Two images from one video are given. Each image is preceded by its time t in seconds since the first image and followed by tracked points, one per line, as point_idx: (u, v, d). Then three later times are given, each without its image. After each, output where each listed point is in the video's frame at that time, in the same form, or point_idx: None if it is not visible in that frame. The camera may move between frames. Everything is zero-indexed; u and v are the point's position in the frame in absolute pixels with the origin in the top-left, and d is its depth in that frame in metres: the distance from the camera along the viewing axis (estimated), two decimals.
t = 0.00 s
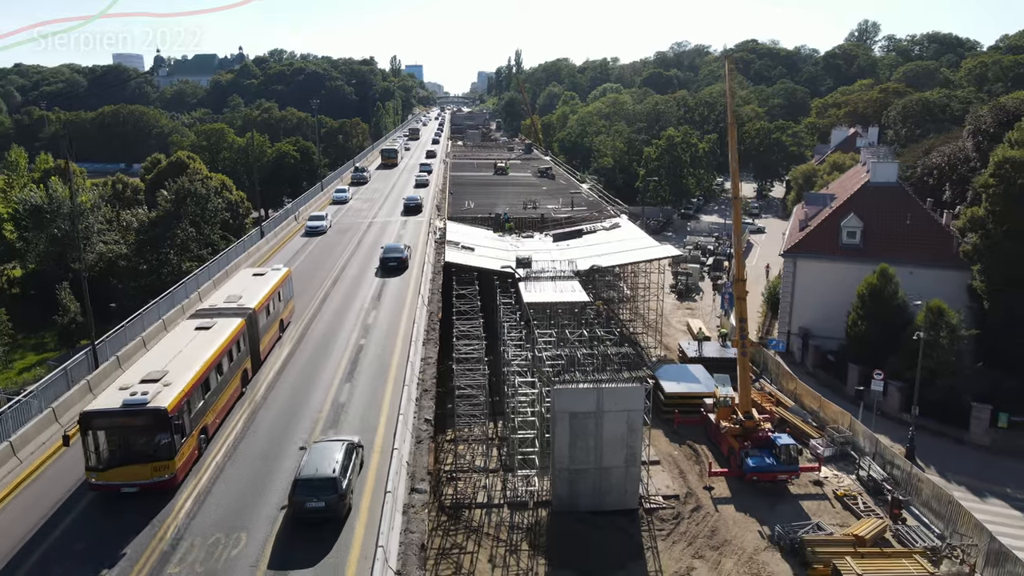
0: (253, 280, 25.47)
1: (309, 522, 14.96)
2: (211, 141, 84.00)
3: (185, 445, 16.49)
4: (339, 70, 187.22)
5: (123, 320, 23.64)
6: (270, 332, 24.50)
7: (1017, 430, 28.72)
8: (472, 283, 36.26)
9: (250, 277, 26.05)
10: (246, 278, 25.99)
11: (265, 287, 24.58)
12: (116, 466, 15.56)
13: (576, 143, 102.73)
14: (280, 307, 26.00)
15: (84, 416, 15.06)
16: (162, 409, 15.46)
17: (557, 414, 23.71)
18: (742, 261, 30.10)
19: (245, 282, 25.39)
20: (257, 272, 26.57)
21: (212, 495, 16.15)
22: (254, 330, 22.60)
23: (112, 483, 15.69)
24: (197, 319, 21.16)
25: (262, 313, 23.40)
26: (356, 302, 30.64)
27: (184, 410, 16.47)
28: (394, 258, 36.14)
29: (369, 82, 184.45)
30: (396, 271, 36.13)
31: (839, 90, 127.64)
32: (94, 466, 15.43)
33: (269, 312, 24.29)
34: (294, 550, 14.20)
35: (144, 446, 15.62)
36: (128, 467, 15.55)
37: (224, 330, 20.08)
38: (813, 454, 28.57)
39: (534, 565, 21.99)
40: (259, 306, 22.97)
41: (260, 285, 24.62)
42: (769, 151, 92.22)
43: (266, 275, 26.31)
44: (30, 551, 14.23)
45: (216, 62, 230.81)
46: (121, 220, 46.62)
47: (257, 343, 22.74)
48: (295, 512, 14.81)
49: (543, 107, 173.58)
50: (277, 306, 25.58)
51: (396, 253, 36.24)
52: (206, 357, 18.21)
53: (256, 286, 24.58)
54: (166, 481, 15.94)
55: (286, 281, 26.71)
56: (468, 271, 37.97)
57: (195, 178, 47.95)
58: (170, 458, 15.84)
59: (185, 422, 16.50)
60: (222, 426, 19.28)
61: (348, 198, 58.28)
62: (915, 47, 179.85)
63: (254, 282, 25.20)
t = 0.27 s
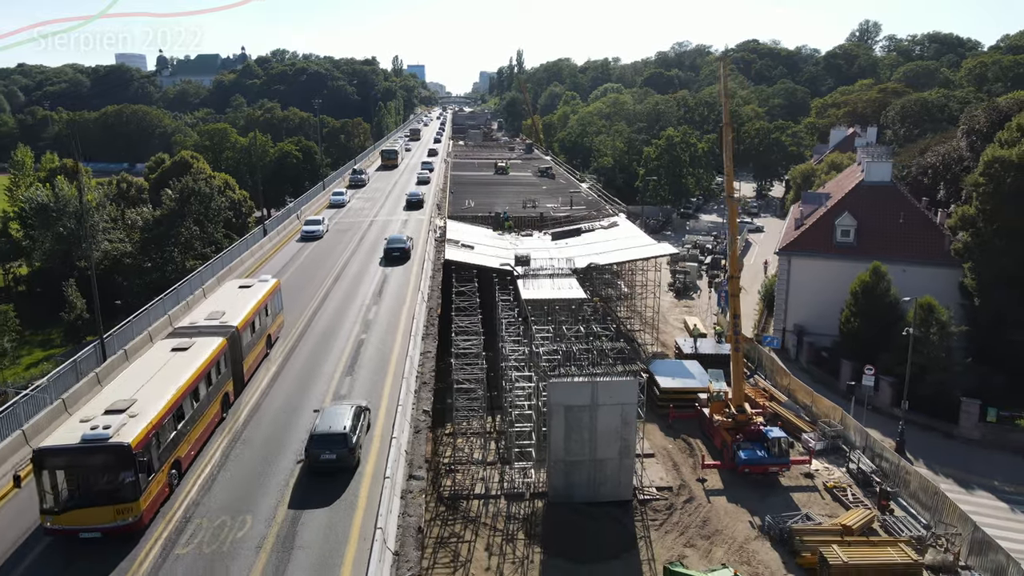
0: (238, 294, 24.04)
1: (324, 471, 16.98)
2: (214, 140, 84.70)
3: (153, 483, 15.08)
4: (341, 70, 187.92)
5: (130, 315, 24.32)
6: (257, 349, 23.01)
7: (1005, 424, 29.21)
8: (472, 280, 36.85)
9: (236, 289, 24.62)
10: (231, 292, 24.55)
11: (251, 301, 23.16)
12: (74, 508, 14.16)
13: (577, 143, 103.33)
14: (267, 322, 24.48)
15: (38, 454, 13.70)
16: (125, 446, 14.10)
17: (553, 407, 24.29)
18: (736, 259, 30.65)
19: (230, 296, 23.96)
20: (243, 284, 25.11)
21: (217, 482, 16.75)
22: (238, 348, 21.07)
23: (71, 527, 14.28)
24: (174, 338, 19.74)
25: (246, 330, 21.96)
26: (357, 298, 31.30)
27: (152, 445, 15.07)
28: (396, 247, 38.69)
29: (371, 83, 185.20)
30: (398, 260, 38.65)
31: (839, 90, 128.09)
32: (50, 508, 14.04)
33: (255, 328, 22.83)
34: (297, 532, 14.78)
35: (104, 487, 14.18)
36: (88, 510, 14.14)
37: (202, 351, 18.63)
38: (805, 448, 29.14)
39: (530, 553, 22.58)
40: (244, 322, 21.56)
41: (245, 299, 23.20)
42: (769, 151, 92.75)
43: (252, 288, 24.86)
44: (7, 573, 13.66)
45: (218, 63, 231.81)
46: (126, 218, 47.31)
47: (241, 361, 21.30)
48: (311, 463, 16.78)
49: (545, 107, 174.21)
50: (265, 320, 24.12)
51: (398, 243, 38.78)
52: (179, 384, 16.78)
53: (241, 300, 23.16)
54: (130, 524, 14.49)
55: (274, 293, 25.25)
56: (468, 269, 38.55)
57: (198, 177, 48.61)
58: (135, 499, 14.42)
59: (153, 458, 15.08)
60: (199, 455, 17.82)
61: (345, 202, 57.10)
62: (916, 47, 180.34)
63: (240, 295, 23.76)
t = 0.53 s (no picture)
0: (220, 310, 22.67)
1: (335, 430, 19.02)
2: (216, 140, 85.39)
3: (111, 529, 13.67)
4: (343, 71, 188.63)
5: (136, 309, 24.98)
6: (239, 369, 21.60)
7: (993, 418, 29.73)
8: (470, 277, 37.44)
9: (218, 305, 23.25)
10: (213, 308, 23.18)
11: (233, 319, 21.78)
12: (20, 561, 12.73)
13: (576, 143, 103.92)
14: (251, 339, 23.05)
15: None
16: (75, 491, 12.71)
17: (548, 400, 24.87)
18: (729, 257, 31.25)
19: (210, 312, 22.66)
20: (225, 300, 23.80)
21: (221, 469, 17.38)
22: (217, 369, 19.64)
23: None
24: (146, 362, 18.37)
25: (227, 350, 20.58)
26: (358, 294, 31.95)
27: (109, 488, 13.65)
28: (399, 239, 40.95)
29: (373, 82, 185.86)
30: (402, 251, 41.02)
31: (839, 90, 128.51)
32: None
33: (237, 347, 21.42)
34: (298, 514, 15.39)
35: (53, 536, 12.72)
36: (35, 563, 12.71)
37: (173, 378, 17.20)
38: (796, 441, 29.73)
39: (525, 542, 23.18)
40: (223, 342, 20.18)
41: (227, 316, 21.83)
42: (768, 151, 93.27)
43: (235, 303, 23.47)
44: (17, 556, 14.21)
45: (221, 62, 232.96)
46: (130, 217, 48.02)
47: (220, 383, 19.90)
48: (323, 423, 18.78)
49: (546, 107, 174.85)
50: (249, 336, 22.72)
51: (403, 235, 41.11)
52: (144, 418, 15.42)
53: (223, 316, 21.79)
54: None
55: (259, 308, 23.86)
56: (467, 267, 39.10)
57: (202, 176, 49.28)
58: (88, 550, 12.96)
59: (109, 502, 13.64)
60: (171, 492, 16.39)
61: (342, 205, 55.56)
62: (917, 47, 180.72)
63: (222, 311, 22.42)
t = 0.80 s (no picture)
0: (197, 328, 21.17)
1: (340, 397, 21.12)
2: (218, 140, 86.09)
3: None
4: (345, 71, 189.36)
5: (141, 304, 25.66)
6: (217, 391, 20.04)
7: (981, 413, 30.28)
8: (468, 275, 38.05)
9: (195, 322, 21.77)
10: (190, 325, 21.70)
11: (209, 338, 20.27)
12: None
13: (576, 143, 104.47)
14: (233, 358, 21.60)
15: None
16: (8, 550, 11.20)
17: (542, 393, 25.48)
18: (721, 255, 31.83)
19: (188, 329, 21.24)
20: (206, 315, 22.40)
21: (224, 457, 18.00)
22: (189, 394, 18.14)
23: None
24: (110, 390, 16.88)
25: (203, 372, 19.12)
26: (357, 290, 32.62)
27: (53, 541, 12.15)
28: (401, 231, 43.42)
29: (374, 82, 186.57)
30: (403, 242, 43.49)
31: (839, 90, 128.98)
32: None
33: (214, 368, 19.87)
34: (298, 499, 16.01)
35: None
36: None
37: (134, 411, 15.66)
38: (787, 435, 30.32)
39: (519, 531, 23.79)
40: (197, 364, 18.66)
41: (203, 335, 20.34)
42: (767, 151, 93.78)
43: (214, 320, 21.95)
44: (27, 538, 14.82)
45: (223, 62, 233.92)
46: (134, 216, 48.70)
47: (194, 409, 18.38)
48: (331, 391, 20.89)
49: (547, 107, 175.45)
50: (229, 355, 21.26)
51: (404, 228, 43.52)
52: (100, 456, 13.97)
53: (199, 335, 20.31)
54: None
55: (240, 325, 22.36)
56: (465, 264, 39.66)
57: (204, 175, 49.97)
58: None
59: (53, 556, 12.14)
60: (134, 535, 14.90)
61: (339, 208, 54.16)
62: (917, 47, 181.15)
63: (199, 330, 20.94)
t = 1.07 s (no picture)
0: (171, 348, 19.52)
1: (347, 369, 23.29)
2: (220, 140, 86.80)
3: None
4: (346, 71, 190.05)
5: (145, 299, 26.30)
6: (190, 416, 18.47)
7: (969, 407, 30.81)
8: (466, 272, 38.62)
9: (169, 340, 20.10)
10: (163, 343, 20.06)
11: (182, 360, 18.61)
12: None
13: (576, 142, 104.99)
14: (210, 380, 20.02)
15: None
16: None
17: (537, 387, 26.07)
18: (714, 252, 32.40)
19: (161, 348, 19.63)
20: (181, 333, 20.78)
21: (225, 445, 18.60)
22: (156, 424, 16.51)
23: None
24: (67, 418, 15.24)
25: (174, 398, 17.53)
26: (356, 287, 33.23)
27: None
28: (403, 224, 45.83)
29: (376, 82, 187.22)
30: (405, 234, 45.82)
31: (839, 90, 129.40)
32: None
33: (186, 393, 18.27)
34: (297, 484, 16.64)
35: None
36: None
37: (90, 447, 13.98)
38: (777, 429, 30.90)
39: (513, 520, 24.40)
40: (166, 392, 17.03)
41: (176, 357, 18.67)
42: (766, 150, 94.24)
43: (189, 339, 20.28)
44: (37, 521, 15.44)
45: (225, 62, 234.87)
46: (137, 215, 49.39)
47: (161, 441, 16.74)
48: (339, 363, 23.12)
49: (548, 107, 175.97)
50: (205, 378, 19.67)
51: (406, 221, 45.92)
52: (48, 499, 12.40)
53: (170, 357, 18.64)
54: None
55: (217, 343, 20.68)
56: (463, 262, 40.23)
57: (207, 174, 50.65)
58: None
59: None
60: None
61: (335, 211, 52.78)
62: (917, 47, 181.43)
63: (172, 350, 19.29)
